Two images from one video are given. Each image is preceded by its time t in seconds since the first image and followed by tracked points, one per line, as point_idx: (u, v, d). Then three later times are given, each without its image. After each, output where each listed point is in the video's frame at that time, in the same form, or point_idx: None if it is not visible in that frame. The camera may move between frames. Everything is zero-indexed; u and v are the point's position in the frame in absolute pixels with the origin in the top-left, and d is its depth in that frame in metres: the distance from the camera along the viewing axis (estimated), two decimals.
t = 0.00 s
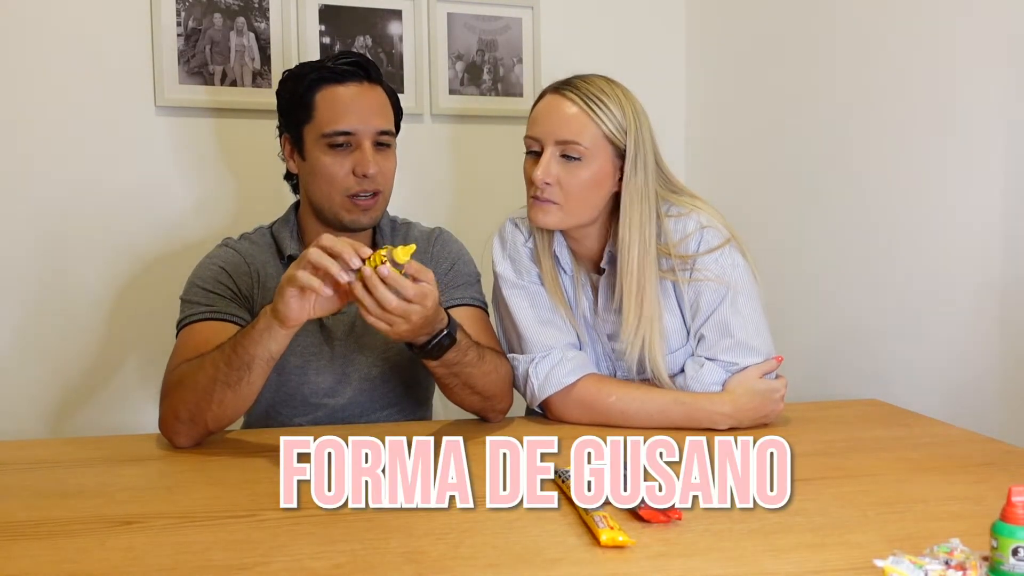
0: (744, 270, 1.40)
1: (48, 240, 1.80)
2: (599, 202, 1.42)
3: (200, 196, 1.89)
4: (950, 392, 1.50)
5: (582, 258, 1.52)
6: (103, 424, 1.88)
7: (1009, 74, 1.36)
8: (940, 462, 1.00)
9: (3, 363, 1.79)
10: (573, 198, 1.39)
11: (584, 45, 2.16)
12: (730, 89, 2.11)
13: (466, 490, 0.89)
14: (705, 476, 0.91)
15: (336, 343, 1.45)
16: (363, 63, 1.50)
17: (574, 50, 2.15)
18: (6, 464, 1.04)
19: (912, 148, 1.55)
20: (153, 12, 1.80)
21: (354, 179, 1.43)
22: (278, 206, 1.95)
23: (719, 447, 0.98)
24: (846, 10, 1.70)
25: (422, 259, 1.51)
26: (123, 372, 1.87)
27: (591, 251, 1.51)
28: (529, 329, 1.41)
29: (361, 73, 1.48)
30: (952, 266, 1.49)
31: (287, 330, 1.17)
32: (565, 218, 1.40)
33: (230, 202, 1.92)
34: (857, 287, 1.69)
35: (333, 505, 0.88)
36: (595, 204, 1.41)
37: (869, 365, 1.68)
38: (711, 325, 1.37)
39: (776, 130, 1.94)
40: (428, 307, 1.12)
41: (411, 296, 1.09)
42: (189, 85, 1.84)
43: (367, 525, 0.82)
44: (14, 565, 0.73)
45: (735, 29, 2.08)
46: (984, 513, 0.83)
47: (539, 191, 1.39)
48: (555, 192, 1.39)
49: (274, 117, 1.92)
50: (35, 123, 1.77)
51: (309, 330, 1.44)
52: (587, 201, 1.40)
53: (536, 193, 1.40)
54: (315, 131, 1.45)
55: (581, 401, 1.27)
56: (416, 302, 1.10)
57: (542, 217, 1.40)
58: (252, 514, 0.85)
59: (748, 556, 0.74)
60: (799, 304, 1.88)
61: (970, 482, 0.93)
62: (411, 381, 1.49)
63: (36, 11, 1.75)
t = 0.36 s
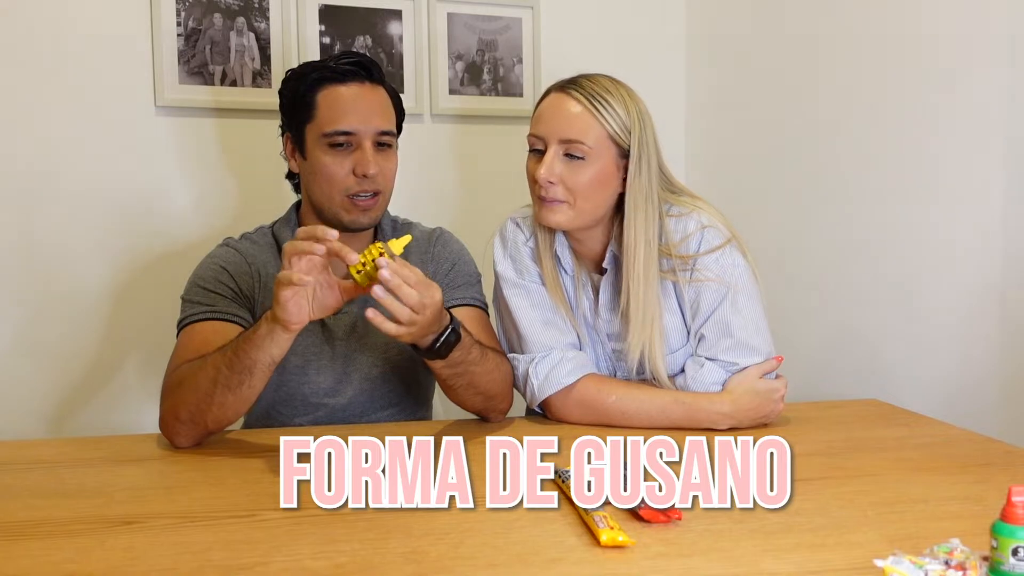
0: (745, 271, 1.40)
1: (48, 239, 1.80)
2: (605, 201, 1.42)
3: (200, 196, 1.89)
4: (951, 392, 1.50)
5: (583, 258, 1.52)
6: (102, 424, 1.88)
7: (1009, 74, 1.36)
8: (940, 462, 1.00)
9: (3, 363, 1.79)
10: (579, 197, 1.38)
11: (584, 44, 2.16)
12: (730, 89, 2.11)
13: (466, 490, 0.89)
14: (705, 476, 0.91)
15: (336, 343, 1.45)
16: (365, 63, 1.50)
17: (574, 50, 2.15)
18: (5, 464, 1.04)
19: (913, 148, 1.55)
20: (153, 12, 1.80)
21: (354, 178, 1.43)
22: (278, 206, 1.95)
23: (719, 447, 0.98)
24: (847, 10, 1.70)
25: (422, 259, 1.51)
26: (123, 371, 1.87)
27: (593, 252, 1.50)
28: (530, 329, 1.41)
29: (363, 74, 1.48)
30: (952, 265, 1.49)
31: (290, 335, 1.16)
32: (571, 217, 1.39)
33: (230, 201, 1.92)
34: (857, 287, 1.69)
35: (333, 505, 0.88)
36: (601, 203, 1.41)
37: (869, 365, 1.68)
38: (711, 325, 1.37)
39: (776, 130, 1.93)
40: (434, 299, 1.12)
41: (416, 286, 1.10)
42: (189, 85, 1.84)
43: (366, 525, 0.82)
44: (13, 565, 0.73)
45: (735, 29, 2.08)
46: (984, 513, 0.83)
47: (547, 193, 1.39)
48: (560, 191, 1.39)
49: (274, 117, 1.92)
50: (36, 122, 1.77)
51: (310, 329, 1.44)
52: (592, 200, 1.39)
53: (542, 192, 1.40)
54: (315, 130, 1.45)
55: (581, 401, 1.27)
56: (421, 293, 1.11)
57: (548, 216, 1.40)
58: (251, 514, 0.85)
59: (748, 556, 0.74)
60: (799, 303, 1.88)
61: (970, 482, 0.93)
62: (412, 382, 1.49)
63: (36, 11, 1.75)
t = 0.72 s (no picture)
0: (747, 271, 1.40)
1: (48, 239, 1.79)
2: (608, 201, 1.41)
3: (200, 195, 1.89)
4: (950, 392, 1.50)
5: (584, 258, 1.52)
6: (102, 424, 1.88)
7: (1009, 75, 1.36)
8: (940, 462, 1.00)
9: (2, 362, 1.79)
10: (582, 196, 1.38)
11: (584, 45, 2.16)
12: (730, 89, 2.11)
13: (466, 490, 0.89)
14: (705, 476, 0.91)
15: (336, 343, 1.45)
16: (365, 63, 1.50)
17: (574, 50, 2.15)
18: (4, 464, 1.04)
19: (913, 147, 1.55)
20: (153, 12, 1.80)
21: (353, 178, 1.43)
22: (278, 206, 1.95)
23: (719, 447, 0.98)
24: (847, 10, 1.70)
25: (422, 260, 1.51)
26: (123, 371, 1.87)
27: (595, 252, 1.50)
28: (530, 329, 1.41)
29: (363, 74, 1.48)
30: (952, 265, 1.49)
31: (294, 338, 1.16)
32: (574, 216, 1.39)
33: (230, 201, 1.92)
34: (857, 287, 1.69)
35: (333, 505, 0.88)
36: (604, 203, 1.41)
37: (869, 365, 1.68)
38: (712, 325, 1.37)
39: (776, 130, 1.94)
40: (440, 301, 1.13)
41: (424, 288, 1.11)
42: (189, 85, 1.84)
43: (366, 525, 0.82)
44: (14, 565, 0.73)
45: (735, 29, 2.08)
46: (984, 513, 0.83)
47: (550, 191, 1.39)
48: (563, 190, 1.39)
49: (274, 117, 1.92)
50: (37, 123, 1.77)
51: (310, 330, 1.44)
52: (595, 200, 1.39)
53: (545, 192, 1.40)
54: (315, 131, 1.45)
55: (581, 401, 1.27)
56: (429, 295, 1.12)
57: (551, 215, 1.40)
58: (252, 514, 0.86)
59: (748, 556, 0.74)
60: (798, 302, 1.88)
61: (970, 482, 0.93)
62: (412, 382, 1.49)
63: (36, 11, 1.75)
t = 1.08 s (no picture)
0: (748, 271, 1.40)
1: (48, 238, 1.79)
2: (609, 200, 1.42)
3: (200, 196, 1.89)
4: (951, 392, 1.50)
5: (585, 259, 1.52)
6: (102, 424, 1.88)
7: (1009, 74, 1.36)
8: (940, 462, 1.00)
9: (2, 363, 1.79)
10: (583, 198, 1.39)
11: (584, 45, 2.16)
12: (730, 89, 2.11)
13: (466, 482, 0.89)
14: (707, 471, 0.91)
15: (336, 343, 1.45)
16: (366, 63, 1.50)
17: (574, 51, 2.16)
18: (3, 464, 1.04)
19: (913, 147, 1.55)
20: (153, 11, 1.80)
21: (354, 178, 1.43)
22: (278, 206, 1.95)
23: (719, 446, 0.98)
24: (846, 10, 1.70)
25: (423, 260, 1.51)
26: (123, 371, 1.87)
27: (596, 252, 1.50)
28: (531, 328, 1.41)
29: (364, 74, 1.48)
30: (953, 265, 1.49)
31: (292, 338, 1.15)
32: (576, 217, 1.40)
33: (230, 202, 1.92)
34: (857, 287, 1.69)
35: (333, 505, 0.88)
36: (606, 204, 1.41)
37: (869, 365, 1.68)
38: (712, 325, 1.37)
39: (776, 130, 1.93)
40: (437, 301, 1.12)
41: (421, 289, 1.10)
42: (189, 85, 1.84)
43: (366, 525, 0.82)
44: (14, 564, 0.73)
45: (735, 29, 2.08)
46: (983, 513, 0.83)
47: (553, 195, 1.40)
48: (564, 192, 1.39)
49: (274, 117, 1.92)
50: (37, 123, 1.77)
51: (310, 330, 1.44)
52: (597, 202, 1.39)
53: (547, 194, 1.40)
54: (316, 130, 1.45)
55: (581, 401, 1.27)
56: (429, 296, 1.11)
57: (553, 218, 1.40)
58: (251, 514, 0.86)
59: (748, 556, 0.74)
60: (799, 303, 1.88)
61: (970, 482, 0.93)
62: (412, 382, 1.49)
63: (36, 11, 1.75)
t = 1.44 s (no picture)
0: (749, 275, 1.40)
1: (48, 238, 1.79)
2: (611, 208, 1.42)
3: (200, 196, 1.89)
4: (950, 391, 1.50)
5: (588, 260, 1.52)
6: (102, 424, 1.88)
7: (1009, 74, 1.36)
8: (940, 462, 1.00)
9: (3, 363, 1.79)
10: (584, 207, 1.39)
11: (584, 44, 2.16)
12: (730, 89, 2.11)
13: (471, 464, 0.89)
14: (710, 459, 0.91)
15: (336, 342, 1.45)
16: (367, 62, 1.50)
17: (574, 51, 2.16)
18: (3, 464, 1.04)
19: (914, 147, 1.55)
20: (153, 10, 1.80)
21: (347, 174, 1.43)
22: (279, 206, 1.95)
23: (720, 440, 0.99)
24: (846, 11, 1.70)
25: (424, 260, 1.51)
26: (123, 372, 1.87)
27: (598, 255, 1.50)
28: (532, 329, 1.41)
29: (364, 71, 1.49)
30: (953, 265, 1.49)
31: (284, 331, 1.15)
32: (578, 227, 1.41)
33: (230, 203, 1.92)
34: (857, 287, 1.69)
35: (333, 505, 0.88)
36: (607, 212, 1.41)
37: (869, 365, 1.68)
38: (712, 329, 1.37)
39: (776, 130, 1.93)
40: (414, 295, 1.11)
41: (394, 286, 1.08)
42: (189, 85, 1.84)
43: (366, 525, 0.82)
44: (14, 564, 0.73)
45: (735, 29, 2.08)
46: (984, 513, 0.83)
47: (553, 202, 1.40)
48: (565, 200, 1.39)
49: (274, 117, 1.92)
50: (37, 123, 1.77)
51: (309, 329, 1.44)
52: (597, 210, 1.40)
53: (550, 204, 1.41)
54: (313, 124, 1.46)
55: (582, 401, 1.27)
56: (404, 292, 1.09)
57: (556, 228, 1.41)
58: (252, 514, 0.86)
59: (748, 556, 0.74)
60: (799, 303, 1.88)
61: (970, 482, 0.93)
62: (412, 381, 1.49)
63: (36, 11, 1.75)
